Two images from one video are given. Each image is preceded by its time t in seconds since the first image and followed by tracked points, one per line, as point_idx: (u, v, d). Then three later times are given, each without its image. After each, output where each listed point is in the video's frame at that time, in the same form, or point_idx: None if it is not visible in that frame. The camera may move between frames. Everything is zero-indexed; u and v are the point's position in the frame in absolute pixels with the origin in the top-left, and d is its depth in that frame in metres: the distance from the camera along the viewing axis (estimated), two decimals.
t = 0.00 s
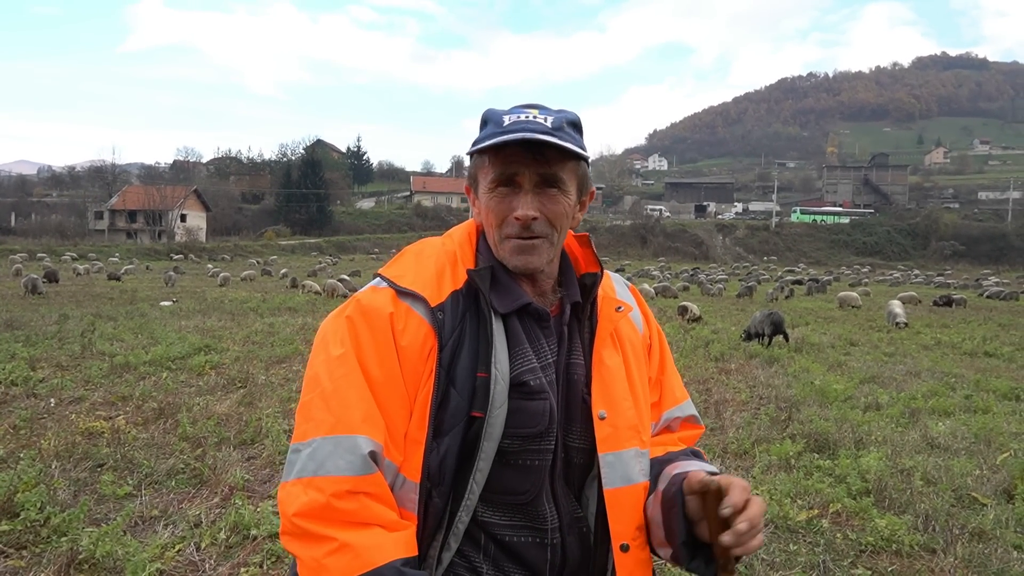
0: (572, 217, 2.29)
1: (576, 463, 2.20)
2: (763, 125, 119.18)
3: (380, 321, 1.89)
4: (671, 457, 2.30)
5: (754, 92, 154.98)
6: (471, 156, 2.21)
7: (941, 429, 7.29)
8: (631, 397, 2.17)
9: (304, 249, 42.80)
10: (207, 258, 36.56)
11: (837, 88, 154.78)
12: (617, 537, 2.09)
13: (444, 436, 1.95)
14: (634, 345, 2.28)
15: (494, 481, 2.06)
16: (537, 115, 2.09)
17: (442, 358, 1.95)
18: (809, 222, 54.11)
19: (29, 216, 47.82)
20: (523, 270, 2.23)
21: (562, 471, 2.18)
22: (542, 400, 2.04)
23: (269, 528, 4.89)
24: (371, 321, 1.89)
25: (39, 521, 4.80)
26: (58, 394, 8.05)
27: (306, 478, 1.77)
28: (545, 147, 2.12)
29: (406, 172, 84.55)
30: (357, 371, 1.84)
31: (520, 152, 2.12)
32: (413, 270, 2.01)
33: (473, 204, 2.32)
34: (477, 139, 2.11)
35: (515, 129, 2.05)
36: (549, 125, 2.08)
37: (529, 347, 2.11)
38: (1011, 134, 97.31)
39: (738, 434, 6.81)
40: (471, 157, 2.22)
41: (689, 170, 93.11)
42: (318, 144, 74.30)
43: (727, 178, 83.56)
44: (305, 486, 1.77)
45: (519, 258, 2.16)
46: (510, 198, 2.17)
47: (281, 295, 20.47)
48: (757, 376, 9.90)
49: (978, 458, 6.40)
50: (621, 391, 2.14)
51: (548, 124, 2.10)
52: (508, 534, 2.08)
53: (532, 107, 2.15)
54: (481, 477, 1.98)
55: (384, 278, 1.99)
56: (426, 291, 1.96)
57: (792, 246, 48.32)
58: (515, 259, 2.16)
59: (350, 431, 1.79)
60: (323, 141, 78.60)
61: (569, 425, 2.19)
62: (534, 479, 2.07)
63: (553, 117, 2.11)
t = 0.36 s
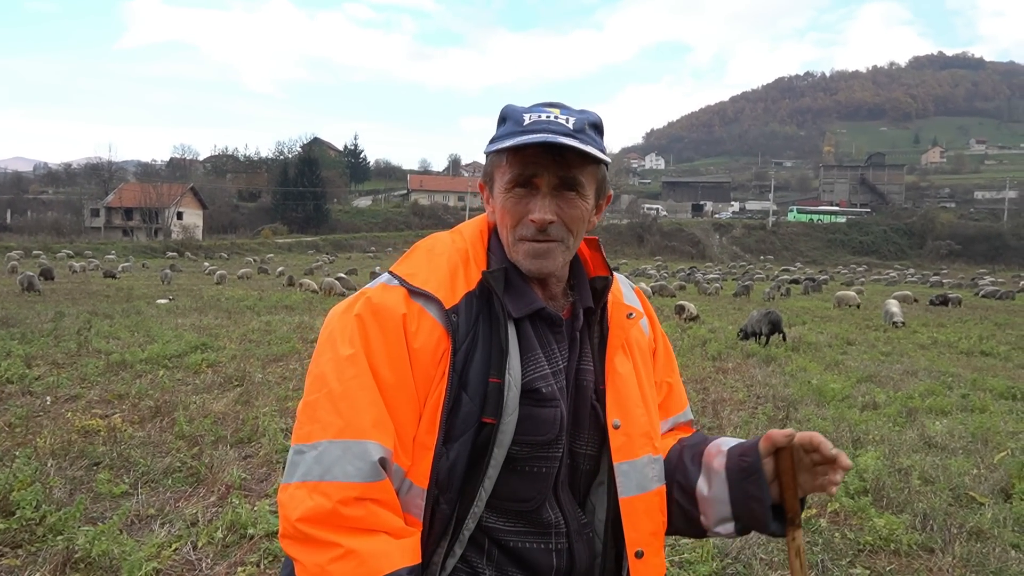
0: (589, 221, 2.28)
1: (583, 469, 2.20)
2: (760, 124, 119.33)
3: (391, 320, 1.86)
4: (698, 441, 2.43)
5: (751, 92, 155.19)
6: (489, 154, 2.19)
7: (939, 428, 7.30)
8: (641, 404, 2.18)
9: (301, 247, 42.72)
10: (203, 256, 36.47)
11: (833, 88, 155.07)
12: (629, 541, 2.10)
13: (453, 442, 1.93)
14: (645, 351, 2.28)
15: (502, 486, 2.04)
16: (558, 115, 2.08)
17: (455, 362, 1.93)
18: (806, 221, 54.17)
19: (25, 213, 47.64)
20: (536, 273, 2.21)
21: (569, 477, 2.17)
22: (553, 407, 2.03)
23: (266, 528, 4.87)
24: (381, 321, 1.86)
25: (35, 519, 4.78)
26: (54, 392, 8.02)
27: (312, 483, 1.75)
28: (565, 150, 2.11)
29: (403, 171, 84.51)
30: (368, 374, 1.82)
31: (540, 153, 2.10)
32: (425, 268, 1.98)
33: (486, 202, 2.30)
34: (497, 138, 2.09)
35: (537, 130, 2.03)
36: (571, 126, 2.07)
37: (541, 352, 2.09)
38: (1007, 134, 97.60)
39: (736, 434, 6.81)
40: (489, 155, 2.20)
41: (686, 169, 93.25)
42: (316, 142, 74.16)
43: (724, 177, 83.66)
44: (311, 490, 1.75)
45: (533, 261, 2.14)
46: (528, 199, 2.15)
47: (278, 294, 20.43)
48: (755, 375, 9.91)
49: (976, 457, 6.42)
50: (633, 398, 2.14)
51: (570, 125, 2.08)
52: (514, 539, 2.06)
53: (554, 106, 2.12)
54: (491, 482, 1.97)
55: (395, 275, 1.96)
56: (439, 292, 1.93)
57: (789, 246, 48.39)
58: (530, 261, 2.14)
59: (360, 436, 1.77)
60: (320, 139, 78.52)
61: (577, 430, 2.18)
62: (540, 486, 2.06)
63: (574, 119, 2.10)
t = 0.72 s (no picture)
0: (601, 216, 2.28)
1: (589, 467, 2.22)
2: (755, 124, 119.69)
3: (406, 318, 1.85)
4: (696, 433, 2.50)
5: (746, 91, 155.58)
6: (500, 148, 2.18)
7: (931, 428, 7.34)
8: (648, 402, 2.21)
9: (295, 243, 42.58)
10: (197, 252, 36.32)
11: (828, 88, 155.61)
12: (637, 538, 2.12)
13: (466, 442, 1.92)
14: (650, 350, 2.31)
15: (512, 486, 2.04)
16: (572, 107, 2.07)
17: (470, 360, 1.92)
18: (800, 221, 54.35)
19: (17, 207, 47.26)
20: (547, 269, 2.21)
21: (574, 476, 2.18)
22: (565, 407, 2.04)
23: (260, 523, 4.86)
24: (395, 318, 1.84)
25: (27, 515, 4.75)
26: (45, 388, 7.97)
27: (323, 484, 1.73)
28: (580, 143, 2.12)
29: (398, 168, 84.33)
30: (381, 372, 1.80)
31: (556, 145, 2.11)
32: (437, 265, 1.96)
33: (496, 197, 2.30)
34: (510, 130, 2.08)
35: (551, 123, 2.02)
36: (586, 120, 2.07)
37: (552, 351, 2.09)
38: (1000, 137, 98.24)
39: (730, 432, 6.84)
40: (501, 149, 2.18)
41: (681, 167, 93.40)
42: (310, 138, 73.93)
43: (719, 176, 83.86)
44: (322, 492, 1.73)
45: (546, 256, 2.13)
46: (542, 193, 2.15)
47: (271, 290, 20.34)
48: (748, 373, 9.94)
49: (968, 456, 6.46)
50: (642, 397, 2.18)
51: (585, 118, 2.09)
52: (522, 538, 2.06)
53: (566, 100, 2.12)
54: (503, 479, 1.97)
55: (407, 271, 1.94)
56: (454, 289, 1.92)
57: (783, 245, 48.56)
58: (542, 257, 2.14)
59: (374, 437, 1.75)
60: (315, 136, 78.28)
61: (584, 429, 2.19)
62: (550, 485, 2.06)
63: (588, 112, 2.10)
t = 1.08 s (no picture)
0: (603, 205, 2.27)
1: (594, 458, 2.21)
2: (749, 116, 119.72)
3: (411, 310, 1.83)
4: (699, 423, 2.49)
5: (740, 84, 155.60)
6: (503, 136, 2.16)
7: (925, 419, 7.37)
8: (651, 393, 2.21)
9: (289, 236, 42.46)
10: (190, 245, 36.15)
11: (822, 80, 155.78)
12: (642, 530, 2.13)
13: (472, 434, 1.91)
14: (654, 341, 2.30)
15: (518, 479, 2.03)
16: (575, 95, 2.06)
17: (475, 351, 1.91)
18: (794, 213, 54.44)
19: (8, 200, 46.90)
20: (551, 259, 2.20)
21: (580, 468, 2.18)
22: (569, 398, 2.04)
23: (257, 517, 4.85)
24: (399, 310, 1.83)
25: (22, 509, 4.72)
26: (40, 382, 7.95)
27: (328, 479, 1.71)
28: (583, 130, 2.10)
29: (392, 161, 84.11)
30: (385, 365, 1.79)
31: (558, 133, 2.09)
32: (441, 255, 1.95)
33: (498, 186, 2.28)
34: (513, 118, 2.06)
35: (554, 110, 2.01)
36: (588, 108, 2.05)
37: (557, 342, 2.08)
38: (993, 129, 98.51)
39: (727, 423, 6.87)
40: (503, 138, 2.16)
41: (675, 160, 93.44)
42: (304, 131, 73.56)
43: (713, 168, 83.89)
44: (326, 487, 1.71)
45: (551, 246, 2.13)
46: (546, 180, 2.13)
47: (266, 283, 20.29)
48: (744, 366, 9.96)
49: (963, 447, 6.49)
50: (645, 390, 2.17)
51: (587, 105, 2.07)
52: (528, 531, 2.06)
53: (568, 87, 2.10)
54: (510, 471, 1.96)
55: (411, 262, 1.93)
56: (458, 280, 1.91)
57: (777, 238, 48.65)
58: (547, 247, 2.13)
59: (380, 430, 1.74)
60: (309, 129, 77.97)
61: (589, 421, 2.18)
62: (554, 478, 2.06)
63: (590, 99, 2.08)
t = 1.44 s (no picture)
0: (607, 196, 2.26)
1: (599, 454, 2.21)
2: (746, 111, 119.72)
3: (413, 304, 1.82)
4: (702, 422, 2.48)
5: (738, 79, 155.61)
6: (502, 129, 2.15)
7: (921, 415, 7.39)
8: (656, 387, 2.20)
9: (285, 229, 42.36)
10: (185, 238, 36.02)
11: (819, 76, 155.80)
12: (645, 527, 2.12)
13: (476, 430, 1.91)
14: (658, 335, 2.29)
15: (522, 475, 2.03)
16: (575, 86, 2.04)
17: (479, 347, 1.90)
18: (790, 209, 54.50)
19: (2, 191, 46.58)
20: (555, 252, 2.19)
21: (584, 464, 2.17)
22: (574, 394, 2.02)
23: (254, 510, 4.84)
24: (401, 304, 1.82)
25: (17, 501, 4.70)
26: (35, 373, 7.92)
27: (329, 475, 1.70)
28: (583, 121, 2.09)
29: (388, 154, 83.91)
30: (389, 361, 1.77)
31: (559, 124, 2.08)
32: (445, 249, 1.94)
33: (499, 180, 2.26)
34: (513, 110, 2.05)
35: (556, 100, 1.99)
36: (589, 97, 2.04)
37: (561, 337, 2.07)
38: (989, 126, 98.71)
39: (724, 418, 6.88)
40: (503, 130, 2.15)
41: (672, 155, 93.42)
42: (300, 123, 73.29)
43: (710, 164, 83.91)
44: (328, 483, 1.70)
45: (556, 239, 2.11)
46: (547, 174, 2.12)
47: (262, 276, 20.24)
48: (740, 361, 9.98)
49: (958, 443, 6.50)
50: (651, 383, 2.16)
51: (588, 95, 2.06)
52: (532, 526, 2.06)
53: (568, 79, 2.08)
54: (514, 464, 1.95)
55: (414, 255, 1.91)
56: (461, 274, 1.90)
57: (773, 233, 48.71)
58: (551, 241, 2.11)
59: (384, 426, 1.72)
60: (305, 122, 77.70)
61: (594, 415, 2.18)
62: (559, 473, 2.06)
63: (591, 89, 2.06)
